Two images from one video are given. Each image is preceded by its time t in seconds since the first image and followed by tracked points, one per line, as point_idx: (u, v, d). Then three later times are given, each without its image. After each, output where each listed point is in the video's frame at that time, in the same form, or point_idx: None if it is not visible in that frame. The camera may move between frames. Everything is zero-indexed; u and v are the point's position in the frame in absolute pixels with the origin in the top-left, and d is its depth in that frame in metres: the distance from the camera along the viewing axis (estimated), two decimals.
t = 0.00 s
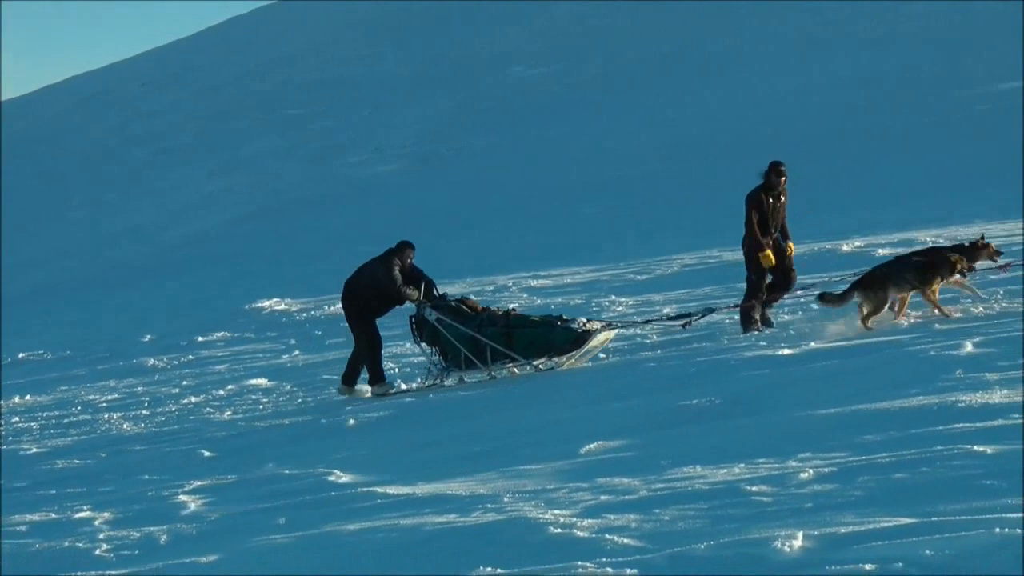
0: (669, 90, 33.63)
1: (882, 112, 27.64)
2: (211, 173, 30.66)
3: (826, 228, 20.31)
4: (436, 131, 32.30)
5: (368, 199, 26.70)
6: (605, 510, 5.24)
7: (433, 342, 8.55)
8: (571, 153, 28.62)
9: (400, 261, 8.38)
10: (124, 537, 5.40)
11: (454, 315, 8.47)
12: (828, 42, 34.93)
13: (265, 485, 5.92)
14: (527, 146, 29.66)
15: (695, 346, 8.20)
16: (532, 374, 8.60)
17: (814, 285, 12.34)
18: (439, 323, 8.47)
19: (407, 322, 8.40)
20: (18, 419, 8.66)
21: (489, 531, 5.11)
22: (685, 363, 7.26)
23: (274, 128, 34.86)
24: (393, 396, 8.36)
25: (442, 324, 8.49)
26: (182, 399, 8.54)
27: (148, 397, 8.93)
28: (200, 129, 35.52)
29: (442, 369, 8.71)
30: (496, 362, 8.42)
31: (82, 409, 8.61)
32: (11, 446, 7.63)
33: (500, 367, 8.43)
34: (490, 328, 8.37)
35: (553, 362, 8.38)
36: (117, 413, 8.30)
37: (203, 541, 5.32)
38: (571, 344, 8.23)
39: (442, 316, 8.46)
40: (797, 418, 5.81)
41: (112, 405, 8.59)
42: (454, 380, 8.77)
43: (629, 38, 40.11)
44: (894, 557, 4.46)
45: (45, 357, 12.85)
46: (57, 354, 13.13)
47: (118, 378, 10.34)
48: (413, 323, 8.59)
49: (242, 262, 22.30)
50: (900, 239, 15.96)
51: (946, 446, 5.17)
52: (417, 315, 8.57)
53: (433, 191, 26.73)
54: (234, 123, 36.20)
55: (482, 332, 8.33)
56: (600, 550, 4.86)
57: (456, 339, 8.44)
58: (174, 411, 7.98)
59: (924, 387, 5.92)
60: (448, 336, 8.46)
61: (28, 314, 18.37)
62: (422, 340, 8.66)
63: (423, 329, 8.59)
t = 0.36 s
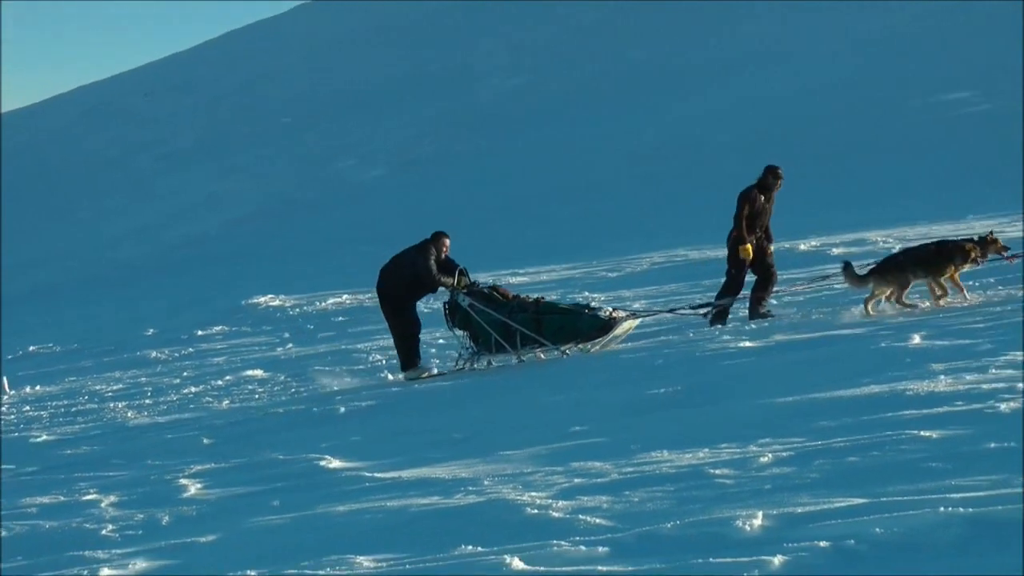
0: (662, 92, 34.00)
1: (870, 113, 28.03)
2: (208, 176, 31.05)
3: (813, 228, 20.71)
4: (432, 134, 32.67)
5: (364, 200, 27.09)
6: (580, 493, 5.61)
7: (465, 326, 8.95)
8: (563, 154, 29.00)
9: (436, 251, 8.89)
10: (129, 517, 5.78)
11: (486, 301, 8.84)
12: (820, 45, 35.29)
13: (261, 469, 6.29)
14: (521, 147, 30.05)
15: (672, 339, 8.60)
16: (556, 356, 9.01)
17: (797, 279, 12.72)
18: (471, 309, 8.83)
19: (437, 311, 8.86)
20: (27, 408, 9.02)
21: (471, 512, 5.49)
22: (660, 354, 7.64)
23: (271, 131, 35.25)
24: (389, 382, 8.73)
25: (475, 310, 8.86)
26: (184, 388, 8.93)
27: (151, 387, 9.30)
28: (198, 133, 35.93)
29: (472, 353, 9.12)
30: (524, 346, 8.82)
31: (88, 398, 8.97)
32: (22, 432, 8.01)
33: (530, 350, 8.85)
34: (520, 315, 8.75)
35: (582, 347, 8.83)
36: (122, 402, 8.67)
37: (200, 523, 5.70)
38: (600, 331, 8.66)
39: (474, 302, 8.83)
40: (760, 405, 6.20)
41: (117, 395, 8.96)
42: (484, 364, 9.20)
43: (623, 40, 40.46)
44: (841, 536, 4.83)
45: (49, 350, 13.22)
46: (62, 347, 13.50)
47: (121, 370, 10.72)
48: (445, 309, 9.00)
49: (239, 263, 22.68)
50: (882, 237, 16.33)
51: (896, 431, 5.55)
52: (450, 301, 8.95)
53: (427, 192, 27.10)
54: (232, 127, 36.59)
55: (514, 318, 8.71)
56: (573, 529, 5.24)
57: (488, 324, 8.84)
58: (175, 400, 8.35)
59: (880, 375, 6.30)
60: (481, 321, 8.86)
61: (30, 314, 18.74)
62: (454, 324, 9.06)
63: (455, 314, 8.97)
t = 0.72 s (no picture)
0: (646, 96, 35.14)
1: (844, 120, 29.18)
2: (209, 180, 32.20)
3: (780, 229, 21.85)
4: (423, 135, 33.79)
5: (357, 201, 28.22)
6: (532, 459, 6.78)
7: (477, 316, 10.35)
8: (548, 155, 30.12)
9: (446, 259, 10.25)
10: (156, 481, 6.97)
11: (496, 293, 10.28)
12: (799, 47, 36.42)
13: (264, 440, 7.46)
14: (509, 149, 31.17)
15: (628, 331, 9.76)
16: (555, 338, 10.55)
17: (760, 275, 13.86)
18: (484, 302, 10.25)
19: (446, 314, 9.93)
20: (62, 388, 10.21)
21: (441, 475, 6.68)
22: (615, 344, 8.81)
23: (269, 133, 36.36)
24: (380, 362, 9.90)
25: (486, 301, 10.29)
26: (200, 372, 10.09)
27: (171, 371, 10.47)
28: (199, 138, 37.10)
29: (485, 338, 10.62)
30: (530, 332, 10.31)
31: (117, 381, 10.14)
32: (62, 408, 9.19)
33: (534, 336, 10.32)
34: (526, 305, 10.25)
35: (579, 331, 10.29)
36: (145, 383, 9.84)
37: (216, 485, 6.88)
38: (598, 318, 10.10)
39: (487, 296, 10.25)
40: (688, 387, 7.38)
41: (141, 378, 10.13)
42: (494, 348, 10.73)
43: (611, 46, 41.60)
44: (739, 497, 6.13)
45: (77, 343, 14.38)
46: (90, 341, 14.65)
47: (150, 357, 11.86)
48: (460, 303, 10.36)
49: (238, 264, 23.84)
50: (844, 240, 17.45)
51: (792, 410, 6.74)
52: (464, 295, 10.33)
53: (419, 193, 28.23)
54: (231, 130, 37.73)
55: (521, 309, 10.18)
56: (524, 491, 6.44)
57: (498, 314, 10.27)
58: (194, 381, 9.50)
59: (792, 362, 7.47)
60: (492, 311, 10.29)
61: (42, 315, 19.91)
62: (467, 314, 10.45)
63: (469, 306, 10.38)
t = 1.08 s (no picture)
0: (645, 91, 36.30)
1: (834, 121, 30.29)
2: (222, 176, 33.46)
3: (764, 223, 22.99)
4: (430, 132, 34.99)
5: (365, 196, 29.43)
6: (504, 427, 8.05)
7: (489, 303, 11.86)
8: (548, 152, 31.33)
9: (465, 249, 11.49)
10: (186, 446, 8.30)
11: (504, 281, 11.78)
12: (795, 47, 37.52)
13: (276, 413, 8.77)
14: (511, 147, 32.38)
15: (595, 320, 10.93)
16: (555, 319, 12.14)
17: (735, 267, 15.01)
18: (496, 291, 11.75)
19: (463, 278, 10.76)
20: (100, 364, 11.51)
21: (424, 441, 7.96)
22: (582, 330, 10.01)
23: (281, 128, 37.63)
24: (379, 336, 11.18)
25: (497, 288, 11.79)
26: (222, 349, 11.38)
27: (196, 348, 11.76)
28: (215, 136, 38.38)
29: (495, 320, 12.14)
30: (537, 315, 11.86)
31: (148, 358, 11.43)
32: (102, 382, 10.49)
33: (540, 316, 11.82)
34: (532, 291, 11.76)
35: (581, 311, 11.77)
36: (173, 360, 11.14)
37: (237, 449, 8.20)
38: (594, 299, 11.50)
39: (497, 285, 11.74)
40: (638, 368, 8.65)
41: (170, 355, 11.42)
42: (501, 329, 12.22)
43: (614, 39, 42.69)
44: (674, 459, 7.39)
45: (109, 327, 15.62)
46: (119, 325, 15.90)
47: (176, 336, 13.15)
48: (473, 292, 11.87)
49: (251, 261, 25.14)
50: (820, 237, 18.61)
51: (723, 387, 8.01)
52: (476, 285, 11.84)
53: (423, 190, 29.45)
54: (245, 127, 39.00)
55: (529, 295, 11.70)
56: (495, 454, 7.70)
57: (507, 300, 11.79)
58: (216, 359, 10.80)
59: (730, 347, 8.73)
60: (501, 296, 11.80)
61: (69, 311, 21.19)
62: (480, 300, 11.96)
63: (480, 294, 11.87)
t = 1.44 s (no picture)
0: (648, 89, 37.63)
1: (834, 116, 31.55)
2: (246, 181, 35.05)
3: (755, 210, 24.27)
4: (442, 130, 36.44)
5: (380, 192, 30.89)
6: (484, 402, 9.56)
7: (500, 292, 13.56)
8: (555, 147, 32.70)
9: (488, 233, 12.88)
10: (217, 418, 9.94)
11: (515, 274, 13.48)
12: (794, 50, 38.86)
13: (293, 390, 10.38)
14: (519, 142, 33.76)
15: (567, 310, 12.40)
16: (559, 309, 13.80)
17: (709, 261, 16.42)
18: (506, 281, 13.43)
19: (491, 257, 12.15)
20: (144, 349, 13.09)
21: (416, 415, 9.47)
22: (554, 322, 11.49)
23: (303, 135, 39.20)
24: (388, 321, 12.73)
25: (508, 280, 13.49)
26: (250, 335, 12.93)
27: (227, 334, 13.31)
28: (245, 147, 39.96)
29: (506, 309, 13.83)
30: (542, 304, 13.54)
31: (186, 344, 12.99)
32: (146, 364, 12.10)
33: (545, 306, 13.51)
34: (539, 283, 13.43)
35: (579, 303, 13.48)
36: (206, 344, 12.71)
37: (260, 420, 9.79)
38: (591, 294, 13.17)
39: (507, 277, 13.42)
40: (596, 356, 10.20)
41: (205, 340, 12.99)
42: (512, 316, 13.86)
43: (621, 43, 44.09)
44: (627, 431, 8.72)
45: (149, 320, 17.16)
46: (158, 318, 17.41)
47: (211, 324, 14.67)
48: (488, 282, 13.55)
49: (271, 250, 26.60)
50: (805, 231, 19.90)
51: (668, 371, 9.50)
52: (491, 276, 13.54)
53: (435, 184, 30.87)
54: (268, 137, 40.67)
55: (535, 287, 13.38)
56: (475, 425, 9.18)
57: (516, 289, 13.49)
58: (244, 345, 12.34)
59: (681, 340, 10.21)
60: (512, 287, 13.50)
61: (105, 299, 22.73)
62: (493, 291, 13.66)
63: (493, 284, 13.56)
